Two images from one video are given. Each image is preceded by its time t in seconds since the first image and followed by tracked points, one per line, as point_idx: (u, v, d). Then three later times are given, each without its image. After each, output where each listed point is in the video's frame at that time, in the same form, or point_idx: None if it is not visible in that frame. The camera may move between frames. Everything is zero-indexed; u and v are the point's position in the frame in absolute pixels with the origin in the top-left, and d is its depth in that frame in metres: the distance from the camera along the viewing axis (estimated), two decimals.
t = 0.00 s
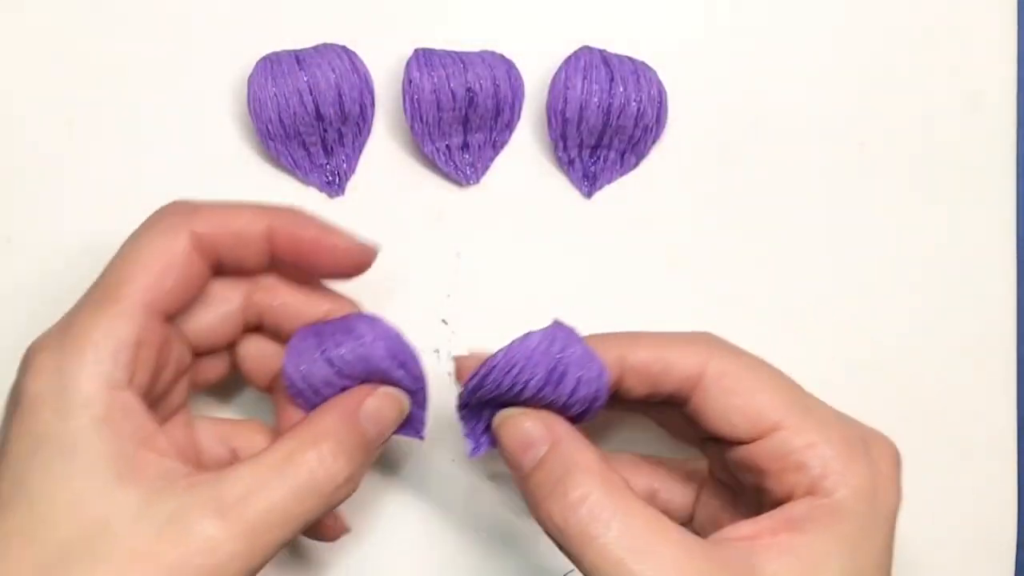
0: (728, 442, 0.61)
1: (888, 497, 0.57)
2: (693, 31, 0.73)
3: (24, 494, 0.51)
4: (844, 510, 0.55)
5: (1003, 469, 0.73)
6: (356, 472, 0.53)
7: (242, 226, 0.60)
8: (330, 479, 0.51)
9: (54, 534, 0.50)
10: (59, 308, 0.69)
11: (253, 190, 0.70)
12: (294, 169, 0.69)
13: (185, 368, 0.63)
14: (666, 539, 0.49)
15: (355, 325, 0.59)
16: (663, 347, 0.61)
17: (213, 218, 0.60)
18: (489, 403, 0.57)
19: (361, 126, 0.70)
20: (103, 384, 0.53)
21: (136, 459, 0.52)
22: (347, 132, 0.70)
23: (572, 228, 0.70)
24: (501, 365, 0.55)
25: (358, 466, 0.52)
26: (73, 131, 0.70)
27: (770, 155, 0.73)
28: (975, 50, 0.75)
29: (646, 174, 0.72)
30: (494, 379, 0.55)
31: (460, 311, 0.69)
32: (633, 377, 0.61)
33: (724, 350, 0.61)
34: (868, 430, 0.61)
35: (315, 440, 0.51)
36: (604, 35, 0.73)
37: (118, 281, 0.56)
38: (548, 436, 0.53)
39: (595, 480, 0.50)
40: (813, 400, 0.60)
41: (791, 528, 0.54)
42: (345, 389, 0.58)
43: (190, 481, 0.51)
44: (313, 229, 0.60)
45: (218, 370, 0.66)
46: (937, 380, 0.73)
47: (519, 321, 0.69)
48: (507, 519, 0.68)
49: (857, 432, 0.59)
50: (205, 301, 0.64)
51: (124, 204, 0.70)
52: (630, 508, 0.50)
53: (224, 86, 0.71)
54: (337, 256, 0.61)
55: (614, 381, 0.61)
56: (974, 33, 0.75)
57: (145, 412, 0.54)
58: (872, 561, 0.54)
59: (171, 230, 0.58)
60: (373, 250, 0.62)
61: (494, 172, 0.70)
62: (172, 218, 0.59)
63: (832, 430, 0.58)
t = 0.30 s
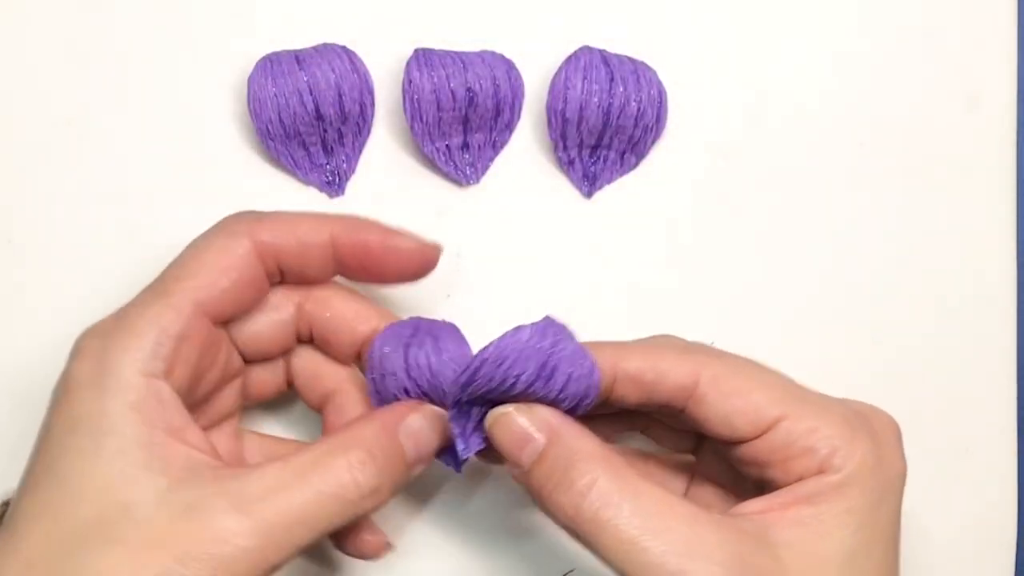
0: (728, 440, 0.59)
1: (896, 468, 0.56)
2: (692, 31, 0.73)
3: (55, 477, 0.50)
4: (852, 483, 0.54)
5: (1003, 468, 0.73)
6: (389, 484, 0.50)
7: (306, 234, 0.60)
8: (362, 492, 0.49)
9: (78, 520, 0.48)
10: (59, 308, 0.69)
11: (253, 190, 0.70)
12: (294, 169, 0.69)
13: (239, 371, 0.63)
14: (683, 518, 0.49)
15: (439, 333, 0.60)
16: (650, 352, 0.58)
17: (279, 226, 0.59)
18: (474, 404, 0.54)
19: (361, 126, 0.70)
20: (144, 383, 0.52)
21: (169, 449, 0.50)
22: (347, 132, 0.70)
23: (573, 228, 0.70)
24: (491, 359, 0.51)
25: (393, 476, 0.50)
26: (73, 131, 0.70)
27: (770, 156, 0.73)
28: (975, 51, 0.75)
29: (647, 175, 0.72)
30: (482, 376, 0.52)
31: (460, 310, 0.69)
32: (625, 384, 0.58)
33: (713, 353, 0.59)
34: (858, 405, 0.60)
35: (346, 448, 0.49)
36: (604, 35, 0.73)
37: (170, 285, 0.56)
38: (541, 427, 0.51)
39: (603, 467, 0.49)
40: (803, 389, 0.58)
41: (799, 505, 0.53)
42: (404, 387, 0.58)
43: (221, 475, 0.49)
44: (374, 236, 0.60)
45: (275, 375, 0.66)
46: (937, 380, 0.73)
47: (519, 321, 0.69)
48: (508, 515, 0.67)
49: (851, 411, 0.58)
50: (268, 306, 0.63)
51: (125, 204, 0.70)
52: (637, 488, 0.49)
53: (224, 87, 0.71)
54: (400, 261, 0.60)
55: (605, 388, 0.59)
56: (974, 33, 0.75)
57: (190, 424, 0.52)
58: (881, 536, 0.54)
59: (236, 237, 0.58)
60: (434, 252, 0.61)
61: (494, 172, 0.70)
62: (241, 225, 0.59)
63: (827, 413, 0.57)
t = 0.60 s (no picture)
0: (771, 425, 0.60)
1: (916, 498, 0.55)
2: (692, 32, 0.73)
3: (139, 557, 0.52)
4: (868, 501, 0.54)
5: (1004, 470, 0.73)
6: (442, 453, 0.53)
7: (242, 259, 0.58)
8: (422, 470, 0.51)
9: None
10: (61, 306, 0.70)
11: (252, 190, 0.70)
12: (294, 169, 0.69)
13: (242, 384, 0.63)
14: (676, 483, 0.50)
15: (404, 291, 0.59)
16: (721, 323, 0.60)
17: (208, 256, 0.57)
18: (536, 332, 0.62)
19: (361, 126, 0.70)
20: (172, 450, 0.53)
21: (232, 514, 0.52)
22: (347, 132, 0.70)
23: (572, 228, 0.70)
24: (547, 290, 0.58)
25: (441, 444, 0.53)
26: (73, 132, 0.71)
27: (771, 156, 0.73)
28: (977, 51, 0.75)
29: (647, 175, 0.72)
30: (539, 304, 0.59)
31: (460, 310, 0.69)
32: (686, 348, 0.61)
33: (787, 334, 0.60)
34: (902, 433, 0.59)
35: (394, 435, 0.51)
36: (604, 35, 0.73)
37: (151, 329, 0.56)
38: (585, 374, 0.55)
39: (609, 421, 0.51)
40: (863, 398, 0.58)
41: (810, 498, 0.54)
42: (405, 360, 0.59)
43: (293, 518, 0.51)
44: (310, 240, 0.58)
45: (275, 368, 0.66)
46: (937, 382, 0.73)
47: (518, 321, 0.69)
48: (521, 514, 0.68)
49: (892, 430, 0.57)
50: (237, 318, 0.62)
51: (126, 203, 0.70)
52: (641, 452, 0.50)
53: (224, 87, 0.71)
54: (335, 265, 0.58)
55: (665, 352, 0.61)
56: (976, 33, 0.75)
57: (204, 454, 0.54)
58: (882, 556, 0.53)
59: (174, 284, 0.56)
60: (376, 250, 0.59)
61: (494, 172, 0.70)
62: (170, 268, 0.57)
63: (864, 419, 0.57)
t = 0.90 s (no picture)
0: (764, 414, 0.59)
1: (907, 489, 0.54)
2: (692, 32, 0.73)
3: (163, 541, 0.52)
4: (858, 492, 0.53)
5: (1003, 469, 0.73)
6: (467, 440, 0.53)
7: (259, 243, 0.57)
8: (448, 454, 0.51)
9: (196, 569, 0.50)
10: (60, 307, 0.69)
11: (253, 190, 0.70)
12: (294, 169, 0.69)
13: (264, 372, 0.63)
14: (665, 475, 0.49)
15: (422, 286, 0.59)
16: (714, 311, 0.60)
17: (227, 241, 0.57)
18: (530, 328, 0.61)
19: (361, 126, 0.70)
20: (193, 433, 0.52)
21: (255, 496, 0.51)
22: (347, 132, 0.69)
23: (572, 229, 0.70)
24: (540, 283, 0.58)
25: (467, 432, 0.53)
26: (72, 132, 0.71)
27: (771, 157, 0.73)
28: (976, 52, 0.75)
29: (647, 176, 0.72)
30: (532, 298, 0.58)
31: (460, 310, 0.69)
32: (680, 337, 0.61)
33: (783, 324, 0.60)
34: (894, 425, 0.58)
35: (421, 419, 0.51)
36: (604, 35, 0.73)
37: (173, 313, 0.55)
38: (574, 370, 0.55)
39: (598, 415, 0.51)
40: (855, 388, 0.57)
41: (798, 488, 0.53)
42: (427, 353, 0.59)
43: (317, 499, 0.50)
44: (324, 222, 0.58)
45: (299, 358, 0.67)
46: (937, 381, 0.73)
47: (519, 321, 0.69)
48: (522, 513, 0.68)
49: (883, 421, 0.57)
50: (258, 304, 0.62)
51: (126, 203, 0.70)
52: (628, 443, 0.50)
53: (224, 87, 0.71)
54: (350, 244, 0.58)
55: (660, 339, 0.61)
56: (975, 34, 0.75)
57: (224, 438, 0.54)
58: (873, 548, 0.52)
59: (195, 270, 0.56)
60: (393, 229, 0.59)
61: (494, 172, 0.70)
62: (191, 255, 0.56)
63: (853, 407, 0.56)
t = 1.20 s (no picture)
0: (760, 416, 0.59)
1: (901, 490, 0.54)
2: (692, 32, 0.73)
3: (175, 544, 0.52)
4: (851, 495, 0.53)
5: (1004, 469, 0.73)
6: (475, 439, 0.53)
7: (274, 248, 0.57)
8: (456, 456, 0.51)
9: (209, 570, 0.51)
10: (60, 307, 0.69)
11: (253, 190, 0.70)
12: (294, 169, 0.69)
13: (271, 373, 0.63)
14: (659, 478, 0.49)
15: (429, 288, 0.59)
16: (708, 313, 0.60)
17: (240, 246, 0.57)
18: (526, 333, 0.62)
19: (361, 126, 0.70)
20: (205, 438, 0.52)
21: (266, 499, 0.51)
22: (347, 132, 0.70)
23: (572, 229, 0.70)
24: (534, 290, 0.59)
25: (475, 432, 0.53)
26: (72, 132, 0.71)
27: (771, 156, 0.73)
28: (977, 52, 0.75)
29: (647, 176, 0.72)
30: (527, 304, 0.59)
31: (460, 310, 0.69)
32: (676, 340, 0.61)
33: (779, 325, 0.60)
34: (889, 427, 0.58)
35: (429, 422, 0.51)
36: (604, 35, 0.73)
37: (185, 316, 0.55)
38: (569, 374, 0.55)
39: (593, 417, 0.51)
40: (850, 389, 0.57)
41: (791, 491, 0.53)
42: (433, 354, 0.59)
43: (328, 502, 0.50)
44: (340, 228, 0.58)
45: (305, 358, 0.67)
46: (937, 381, 0.73)
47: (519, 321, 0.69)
48: (523, 513, 0.68)
49: (876, 422, 0.56)
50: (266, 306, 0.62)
51: (125, 203, 0.70)
52: (623, 446, 0.50)
53: (224, 87, 0.71)
54: (365, 251, 0.58)
55: (656, 343, 0.61)
56: (976, 34, 0.75)
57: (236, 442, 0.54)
58: (867, 551, 0.52)
59: (207, 274, 0.56)
60: (406, 237, 0.58)
61: (494, 172, 0.70)
62: (203, 259, 0.56)
63: (847, 408, 0.56)
